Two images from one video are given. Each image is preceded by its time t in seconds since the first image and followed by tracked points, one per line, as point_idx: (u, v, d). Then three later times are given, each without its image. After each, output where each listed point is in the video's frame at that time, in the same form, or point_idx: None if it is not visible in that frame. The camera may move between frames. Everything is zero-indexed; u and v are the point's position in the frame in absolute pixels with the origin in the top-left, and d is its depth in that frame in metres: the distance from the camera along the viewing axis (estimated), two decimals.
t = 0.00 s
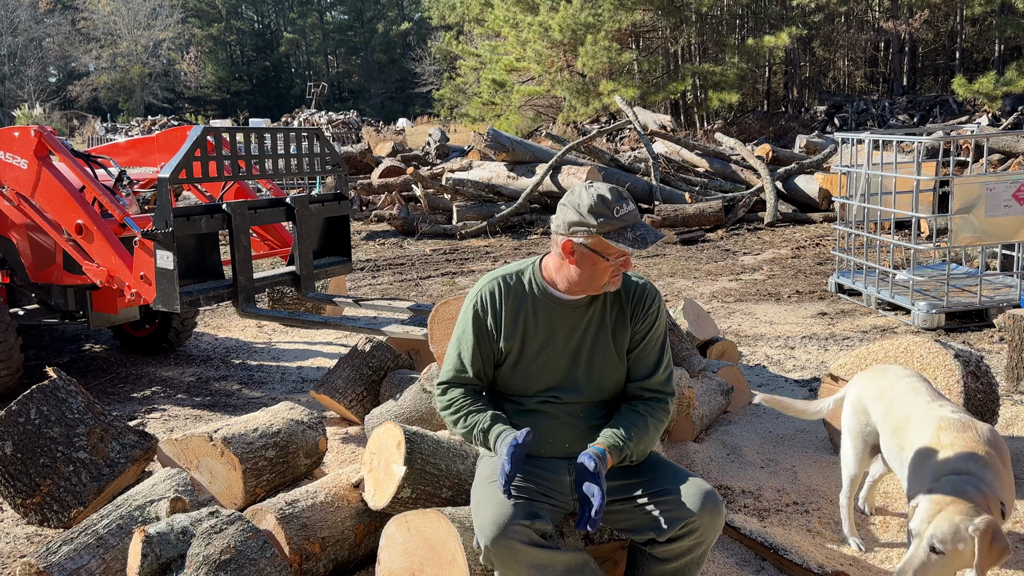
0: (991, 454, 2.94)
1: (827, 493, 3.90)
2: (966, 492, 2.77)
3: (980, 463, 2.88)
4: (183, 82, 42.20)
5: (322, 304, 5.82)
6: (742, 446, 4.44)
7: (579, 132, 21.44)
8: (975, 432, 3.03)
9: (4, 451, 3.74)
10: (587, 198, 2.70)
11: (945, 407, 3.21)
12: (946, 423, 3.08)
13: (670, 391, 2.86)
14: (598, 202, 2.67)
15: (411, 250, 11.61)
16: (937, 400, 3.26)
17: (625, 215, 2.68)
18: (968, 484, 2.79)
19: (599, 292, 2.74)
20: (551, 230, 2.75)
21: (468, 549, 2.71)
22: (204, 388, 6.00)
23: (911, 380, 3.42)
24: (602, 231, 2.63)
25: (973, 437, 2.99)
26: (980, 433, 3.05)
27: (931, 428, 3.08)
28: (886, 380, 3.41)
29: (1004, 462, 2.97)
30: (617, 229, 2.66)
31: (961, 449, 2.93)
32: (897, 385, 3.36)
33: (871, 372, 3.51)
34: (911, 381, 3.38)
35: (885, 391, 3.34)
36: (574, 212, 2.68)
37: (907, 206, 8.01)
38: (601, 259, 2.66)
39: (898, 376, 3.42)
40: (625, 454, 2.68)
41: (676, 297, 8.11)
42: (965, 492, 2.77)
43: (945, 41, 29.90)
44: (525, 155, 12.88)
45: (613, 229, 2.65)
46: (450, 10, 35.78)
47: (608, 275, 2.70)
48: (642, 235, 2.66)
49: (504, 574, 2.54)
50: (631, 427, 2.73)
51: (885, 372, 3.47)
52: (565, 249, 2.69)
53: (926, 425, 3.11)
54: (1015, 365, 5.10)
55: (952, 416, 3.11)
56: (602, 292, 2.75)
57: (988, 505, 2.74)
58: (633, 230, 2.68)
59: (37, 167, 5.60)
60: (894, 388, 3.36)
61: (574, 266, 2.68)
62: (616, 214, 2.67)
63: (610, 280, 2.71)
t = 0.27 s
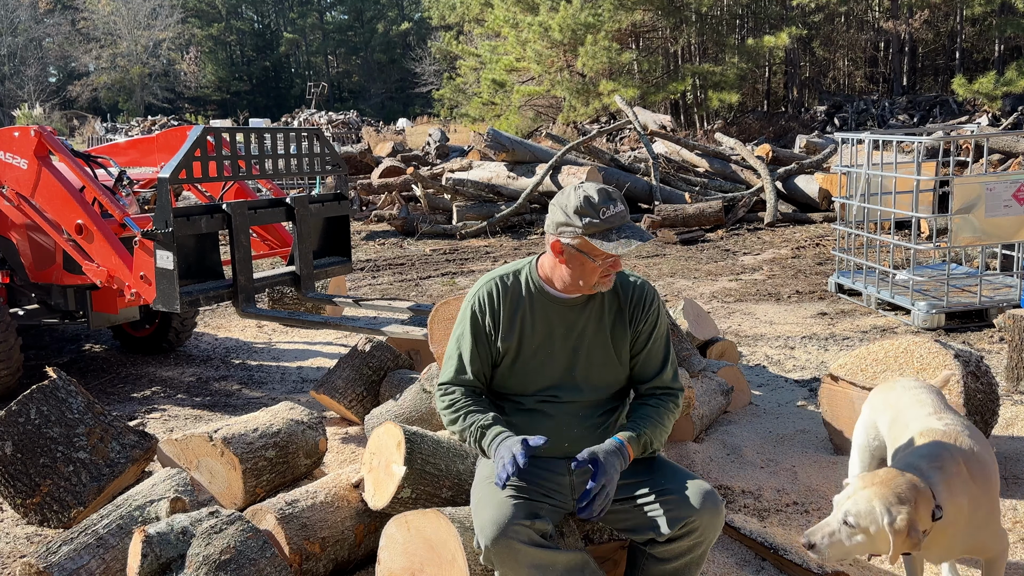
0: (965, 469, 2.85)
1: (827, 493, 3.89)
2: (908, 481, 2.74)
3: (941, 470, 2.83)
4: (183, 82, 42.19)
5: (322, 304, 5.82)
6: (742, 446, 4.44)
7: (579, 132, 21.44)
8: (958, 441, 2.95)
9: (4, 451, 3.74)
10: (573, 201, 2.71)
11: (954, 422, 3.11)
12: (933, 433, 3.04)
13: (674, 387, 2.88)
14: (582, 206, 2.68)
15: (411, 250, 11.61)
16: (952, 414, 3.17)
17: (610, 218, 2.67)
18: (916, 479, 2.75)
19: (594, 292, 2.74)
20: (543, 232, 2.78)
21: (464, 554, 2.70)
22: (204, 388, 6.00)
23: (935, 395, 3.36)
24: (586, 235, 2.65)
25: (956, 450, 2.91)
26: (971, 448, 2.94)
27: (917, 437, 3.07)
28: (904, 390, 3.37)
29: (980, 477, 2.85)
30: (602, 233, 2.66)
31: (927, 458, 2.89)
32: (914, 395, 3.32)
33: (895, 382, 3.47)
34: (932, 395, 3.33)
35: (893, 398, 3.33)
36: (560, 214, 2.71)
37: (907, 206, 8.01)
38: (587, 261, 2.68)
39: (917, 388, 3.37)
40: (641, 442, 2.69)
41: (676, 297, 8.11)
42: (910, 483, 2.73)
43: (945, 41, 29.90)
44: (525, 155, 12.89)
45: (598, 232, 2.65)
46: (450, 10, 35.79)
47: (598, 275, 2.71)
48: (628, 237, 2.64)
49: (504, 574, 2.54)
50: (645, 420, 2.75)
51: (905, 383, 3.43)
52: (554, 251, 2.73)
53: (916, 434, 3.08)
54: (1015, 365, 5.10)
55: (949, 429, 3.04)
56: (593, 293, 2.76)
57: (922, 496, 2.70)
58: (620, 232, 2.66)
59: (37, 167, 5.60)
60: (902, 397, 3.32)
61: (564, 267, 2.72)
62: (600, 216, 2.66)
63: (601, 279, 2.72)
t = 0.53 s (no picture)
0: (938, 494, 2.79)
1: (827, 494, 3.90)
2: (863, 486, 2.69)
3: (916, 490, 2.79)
4: (183, 82, 42.16)
5: (322, 304, 5.82)
6: (742, 447, 4.44)
7: (579, 132, 21.43)
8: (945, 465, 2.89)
9: (4, 451, 3.74)
10: (558, 208, 2.70)
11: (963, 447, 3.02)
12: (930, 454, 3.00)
13: (675, 387, 2.89)
14: (564, 215, 2.66)
15: (411, 250, 11.61)
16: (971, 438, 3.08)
17: (590, 230, 2.62)
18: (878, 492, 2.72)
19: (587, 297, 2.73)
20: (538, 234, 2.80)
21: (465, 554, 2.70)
22: (204, 388, 6.00)
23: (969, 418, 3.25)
24: (564, 245, 2.64)
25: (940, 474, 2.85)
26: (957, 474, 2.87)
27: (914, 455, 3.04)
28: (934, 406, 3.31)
29: (952, 503, 2.79)
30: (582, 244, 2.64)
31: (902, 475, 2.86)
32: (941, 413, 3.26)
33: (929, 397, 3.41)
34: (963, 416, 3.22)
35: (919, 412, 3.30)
36: (547, 220, 2.71)
37: (908, 206, 8.01)
38: (568, 271, 2.67)
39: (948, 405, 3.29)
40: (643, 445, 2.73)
41: (676, 297, 8.11)
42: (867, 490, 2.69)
43: (945, 41, 29.91)
44: (525, 155, 12.89)
45: (577, 243, 2.63)
46: (450, 9, 35.77)
47: (583, 283, 2.70)
48: (605, 251, 2.58)
49: (504, 574, 2.54)
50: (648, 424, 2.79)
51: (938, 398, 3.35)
52: (545, 254, 2.75)
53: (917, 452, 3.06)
54: (1015, 365, 5.10)
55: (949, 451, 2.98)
56: (582, 298, 2.75)
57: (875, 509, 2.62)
58: (598, 244, 2.61)
59: (37, 167, 5.60)
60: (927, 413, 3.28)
61: (551, 271, 2.74)
62: (578, 228, 2.62)
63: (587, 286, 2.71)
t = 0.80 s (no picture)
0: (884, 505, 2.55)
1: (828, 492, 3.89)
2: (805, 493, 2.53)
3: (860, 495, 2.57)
4: (183, 82, 42.16)
5: (322, 304, 5.82)
6: (742, 446, 4.44)
7: (579, 132, 21.43)
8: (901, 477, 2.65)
9: (4, 451, 3.74)
10: (544, 214, 2.70)
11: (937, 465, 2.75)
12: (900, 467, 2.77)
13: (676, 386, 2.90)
14: (548, 221, 2.66)
15: (411, 250, 11.61)
16: (954, 457, 2.79)
17: (571, 238, 2.61)
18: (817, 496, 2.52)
19: (579, 301, 2.72)
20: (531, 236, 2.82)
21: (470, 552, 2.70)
22: (204, 388, 6.00)
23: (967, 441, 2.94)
24: (546, 252, 2.65)
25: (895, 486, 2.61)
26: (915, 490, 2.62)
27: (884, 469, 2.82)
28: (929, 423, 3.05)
29: (898, 517, 2.55)
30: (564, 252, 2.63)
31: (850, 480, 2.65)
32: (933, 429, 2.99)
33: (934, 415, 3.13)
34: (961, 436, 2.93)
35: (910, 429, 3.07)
36: (535, 224, 2.72)
37: (908, 206, 8.01)
38: (552, 277, 2.69)
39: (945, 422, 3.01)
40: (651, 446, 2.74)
41: (676, 297, 8.12)
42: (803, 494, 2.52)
43: (945, 41, 29.91)
44: (525, 155, 12.89)
45: (557, 251, 2.63)
46: (450, 9, 35.76)
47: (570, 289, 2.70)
48: (584, 261, 2.58)
49: (504, 574, 2.54)
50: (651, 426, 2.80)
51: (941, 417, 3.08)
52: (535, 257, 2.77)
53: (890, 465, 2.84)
54: (1015, 365, 5.10)
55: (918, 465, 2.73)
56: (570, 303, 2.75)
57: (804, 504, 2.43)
58: (580, 253, 2.60)
59: (37, 167, 5.60)
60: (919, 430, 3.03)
61: (538, 276, 2.75)
62: (560, 236, 2.62)
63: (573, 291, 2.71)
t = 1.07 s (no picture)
0: (773, 518, 2.43)
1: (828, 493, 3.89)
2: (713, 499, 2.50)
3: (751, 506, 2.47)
4: (183, 82, 42.15)
5: (322, 304, 5.82)
6: (742, 446, 4.44)
7: (579, 132, 21.43)
8: (803, 488, 2.50)
9: (3, 451, 3.74)
10: (535, 217, 2.73)
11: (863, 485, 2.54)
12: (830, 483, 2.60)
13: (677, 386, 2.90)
14: (536, 224, 2.69)
15: (411, 250, 11.61)
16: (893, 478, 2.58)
17: (557, 240, 2.62)
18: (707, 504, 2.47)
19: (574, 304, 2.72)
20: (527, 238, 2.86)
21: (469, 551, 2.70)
22: (204, 388, 6.00)
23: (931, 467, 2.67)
24: (535, 254, 2.67)
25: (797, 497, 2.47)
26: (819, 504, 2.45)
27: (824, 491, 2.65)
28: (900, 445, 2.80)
29: (789, 533, 2.41)
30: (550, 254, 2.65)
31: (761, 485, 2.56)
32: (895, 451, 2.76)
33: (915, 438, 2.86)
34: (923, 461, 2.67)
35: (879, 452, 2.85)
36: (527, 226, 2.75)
37: (907, 206, 8.01)
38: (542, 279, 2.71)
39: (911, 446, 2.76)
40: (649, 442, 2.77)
41: (676, 297, 8.12)
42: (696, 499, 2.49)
43: (945, 41, 29.91)
44: (525, 155, 12.89)
45: (545, 252, 2.65)
46: (450, 9, 35.74)
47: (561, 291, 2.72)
48: (569, 262, 2.59)
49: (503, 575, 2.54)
50: (652, 424, 2.81)
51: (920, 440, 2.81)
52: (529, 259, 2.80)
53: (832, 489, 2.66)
54: (1015, 365, 5.10)
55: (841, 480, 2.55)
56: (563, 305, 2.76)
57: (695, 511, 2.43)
58: (566, 255, 2.62)
59: (37, 167, 5.60)
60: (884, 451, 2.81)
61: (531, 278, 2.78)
62: (547, 238, 2.64)
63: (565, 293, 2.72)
